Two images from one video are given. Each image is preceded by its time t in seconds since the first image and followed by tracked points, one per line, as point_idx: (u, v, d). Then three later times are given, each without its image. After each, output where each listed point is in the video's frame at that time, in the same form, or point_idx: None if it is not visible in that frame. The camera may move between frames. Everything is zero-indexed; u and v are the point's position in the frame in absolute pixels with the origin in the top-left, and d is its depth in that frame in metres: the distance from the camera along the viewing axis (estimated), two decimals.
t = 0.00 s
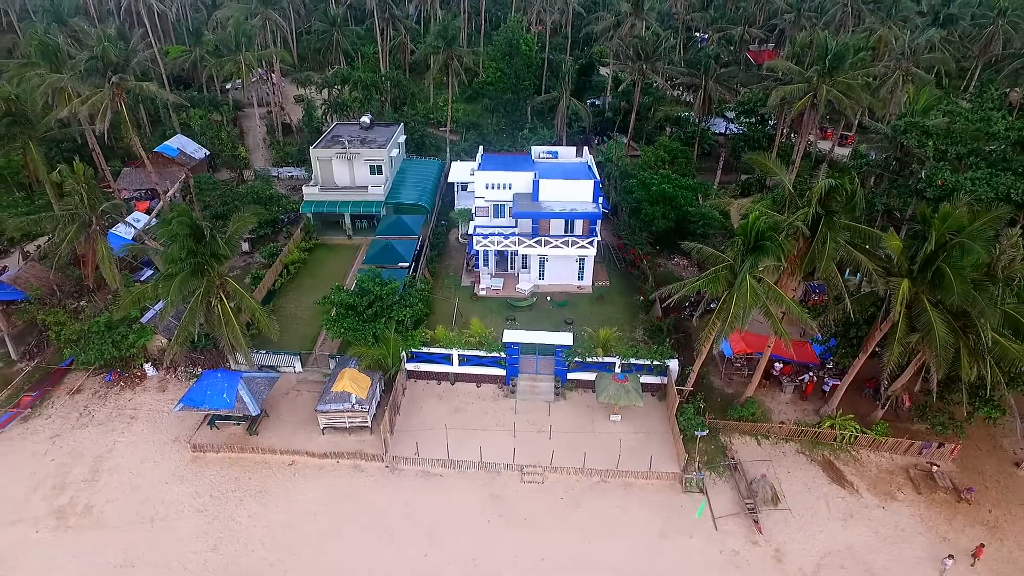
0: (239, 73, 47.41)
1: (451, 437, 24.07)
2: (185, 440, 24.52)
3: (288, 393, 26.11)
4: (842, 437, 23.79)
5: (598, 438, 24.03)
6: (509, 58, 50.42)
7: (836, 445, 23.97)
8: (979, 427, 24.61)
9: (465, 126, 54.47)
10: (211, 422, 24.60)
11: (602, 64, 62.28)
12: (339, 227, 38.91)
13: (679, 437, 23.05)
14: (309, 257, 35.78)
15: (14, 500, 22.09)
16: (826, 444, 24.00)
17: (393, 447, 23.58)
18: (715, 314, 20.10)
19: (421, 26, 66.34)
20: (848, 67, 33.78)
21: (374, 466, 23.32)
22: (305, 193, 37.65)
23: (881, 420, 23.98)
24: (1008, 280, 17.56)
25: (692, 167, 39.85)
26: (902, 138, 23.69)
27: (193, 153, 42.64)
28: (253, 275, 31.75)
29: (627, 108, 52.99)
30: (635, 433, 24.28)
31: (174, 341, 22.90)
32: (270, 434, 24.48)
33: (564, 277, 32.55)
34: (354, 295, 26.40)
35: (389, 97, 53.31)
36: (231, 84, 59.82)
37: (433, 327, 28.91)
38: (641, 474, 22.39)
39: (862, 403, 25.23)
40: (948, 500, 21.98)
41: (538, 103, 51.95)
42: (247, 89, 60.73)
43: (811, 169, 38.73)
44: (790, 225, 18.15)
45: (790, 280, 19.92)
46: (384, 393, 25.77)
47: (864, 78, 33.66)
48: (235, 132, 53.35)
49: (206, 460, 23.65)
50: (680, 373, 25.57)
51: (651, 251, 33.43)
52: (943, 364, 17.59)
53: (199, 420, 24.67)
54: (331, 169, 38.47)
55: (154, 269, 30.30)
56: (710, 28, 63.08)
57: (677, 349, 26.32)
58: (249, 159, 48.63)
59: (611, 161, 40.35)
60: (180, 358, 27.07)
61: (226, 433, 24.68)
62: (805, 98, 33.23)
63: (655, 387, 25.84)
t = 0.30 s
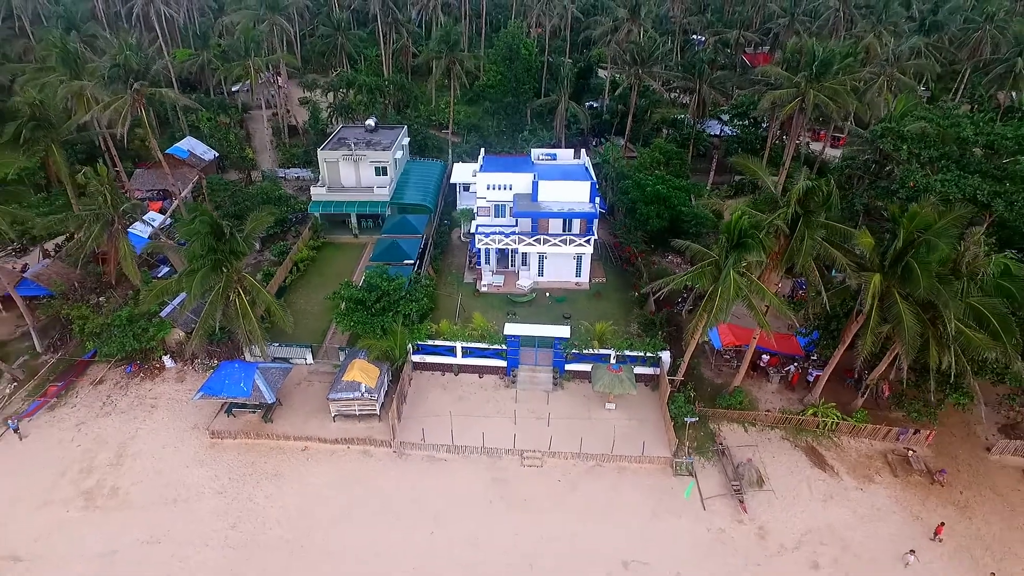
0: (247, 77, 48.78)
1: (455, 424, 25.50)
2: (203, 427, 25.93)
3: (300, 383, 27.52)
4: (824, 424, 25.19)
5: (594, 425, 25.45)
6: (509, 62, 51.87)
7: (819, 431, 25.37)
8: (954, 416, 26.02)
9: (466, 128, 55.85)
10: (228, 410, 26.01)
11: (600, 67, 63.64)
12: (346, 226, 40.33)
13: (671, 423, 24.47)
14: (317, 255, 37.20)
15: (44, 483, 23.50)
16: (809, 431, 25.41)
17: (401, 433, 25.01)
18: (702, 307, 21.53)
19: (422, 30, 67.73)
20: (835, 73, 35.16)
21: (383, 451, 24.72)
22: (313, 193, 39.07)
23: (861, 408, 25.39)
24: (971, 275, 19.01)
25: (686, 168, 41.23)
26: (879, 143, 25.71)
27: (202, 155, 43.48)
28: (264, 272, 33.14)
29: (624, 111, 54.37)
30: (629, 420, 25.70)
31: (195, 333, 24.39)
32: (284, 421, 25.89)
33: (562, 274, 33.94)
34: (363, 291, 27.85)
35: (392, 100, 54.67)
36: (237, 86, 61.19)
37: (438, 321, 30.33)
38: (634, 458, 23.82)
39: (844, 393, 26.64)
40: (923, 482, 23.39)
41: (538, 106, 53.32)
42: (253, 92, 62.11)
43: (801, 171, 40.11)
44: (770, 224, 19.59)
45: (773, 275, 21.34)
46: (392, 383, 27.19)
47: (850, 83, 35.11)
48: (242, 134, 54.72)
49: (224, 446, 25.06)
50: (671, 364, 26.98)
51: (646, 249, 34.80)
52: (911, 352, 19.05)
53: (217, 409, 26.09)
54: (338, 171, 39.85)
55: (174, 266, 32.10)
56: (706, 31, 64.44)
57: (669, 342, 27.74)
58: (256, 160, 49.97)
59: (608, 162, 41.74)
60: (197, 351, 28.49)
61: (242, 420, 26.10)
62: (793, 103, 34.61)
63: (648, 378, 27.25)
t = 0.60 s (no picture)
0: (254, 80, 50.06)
1: (459, 412, 26.87)
2: (219, 415, 27.27)
3: (311, 373, 28.86)
4: (810, 412, 26.47)
5: (591, 413, 26.78)
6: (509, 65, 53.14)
7: (805, 419, 26.65)
8: (934, 404, 27.31)
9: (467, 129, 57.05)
10: (242, 399, 27.34)
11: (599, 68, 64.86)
12: (352, 225, 41.66)
13: (663, 411, 25.80)
14: (325, 252, 38.55)
15: (70, 467, 24.87)
16: (795, 418, 26.70)
17: (407, 421, 26.35)
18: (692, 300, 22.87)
19: (424, 33, 68.95)
20: (824, 77, 36.40)
21: (390, 437, 26.06)
22: (320, 193, 40.39)
23: (844, 397, 26.70)
24: (943, 269, 20.27)
25: (682, 169, 42.49)
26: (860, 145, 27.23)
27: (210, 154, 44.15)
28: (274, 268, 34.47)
29: (622, 113, 55.64)
30: (623, 408, 27.03)
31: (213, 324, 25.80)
32: (295, 409, 27.20)
33: (561, 270, 35.26)
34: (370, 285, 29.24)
35: (395, 102, 55.91)
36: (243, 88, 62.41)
37: (441, 315, 31.66)
38: (628, 444, 25.17)
39: (829, 383, 27.92)
40: (902, 466, 24.72)
41: (538, 107, 54.58)
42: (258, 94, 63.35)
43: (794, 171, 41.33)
44: (753, 221, 20.96)
45: (758, 269, 22.68)
46: (398, 374, 28.51)
47: (839, 86, 36.37)
48: (249, 135, 55.97)
49: (238, 433, 26.39)
50: (665, 356, 28.31)
51: (642, 246, 36.08)
52: (885, 340, 20.43)
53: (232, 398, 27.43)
54: (343, 171, 41.13)
55: (189, 264, 33.36)
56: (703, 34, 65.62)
57: (662, 334, 29.15)
58: (263, 161, 51.22)
59: (605, 163, 43.00)
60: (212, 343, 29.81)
61: (256, 409, 27.42)
62: (783, 105, 35.81)
63: (642, 368, 28.58)
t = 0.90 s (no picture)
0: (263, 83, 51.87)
1: (462, 397, 28.68)
2: (236, 400, 29.05)
3: (322, 361, 30.64)
4: (791, 396, 28.25)
5: (586, 398, 28.59)
6: (510, 69, 54.93)
7: (786, 403, 28.45)
8: (908, 389, 29.09)
9: (469, 130, 58.81)
10: (259, 384, 29.13)
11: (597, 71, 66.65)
12: (358, 223, 43.45)
13: (653, 395, 27.59)
14: (333, 248, 40.36)
15: (99, 447, 26.66)
16: (777, 402, 28.49)
17: (414, 405, 28.15)
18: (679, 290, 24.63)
19: (426, 37, 70.73)
20: (809, 82, 38.19)
21: (398, 420, 27.86)
22: (328, 192, 42.15)
23: (823, 382, 28.52)
24: (909, 261, 22.04)
25: (675, 169, 44.24)
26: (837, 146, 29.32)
27: (222, 156, 45.30)
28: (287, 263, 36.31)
29: (618, 115, 57.49)
30: (616, 393, 28.85)
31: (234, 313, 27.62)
32: (308, 394, 28.99)
33: (558, 266, 37.05)
34: (379, 278, 31.08)
35: (399, 104, 57.69)
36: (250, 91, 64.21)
37: (445, 307, 33.46)
38: (620, 425, 27.00)
39: (810, 370, 29.72)
40: (875, 446, 26.54)
41: (537, 109, 56.40)
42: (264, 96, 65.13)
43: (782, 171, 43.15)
44: (734, 217, 22.76)
45: (740, 262, 24.45)
46: (405, 362, 30.32)
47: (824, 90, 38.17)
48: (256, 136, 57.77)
49: (256, 416, 28.18)
50: (655, 344, 30.12)
51: (636, 243, 37.88)
52: (855, 326, 22.30)
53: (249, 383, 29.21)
54: (350, 171, 42.88)
55: (205, 259, 35.03)
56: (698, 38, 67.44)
57: (653, 324, 30.96)
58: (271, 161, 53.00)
59: (601, 163, 44.79)
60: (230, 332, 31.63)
61: (271, 394, 29.21)
62: (771, 108, 37.48)
63: (635, 357, 30.39)
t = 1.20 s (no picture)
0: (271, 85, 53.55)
1: (466, 382, 30.42)
2: (252, 385, 30.76)
3: (333, 349, 32.35)
4: (775, 381, 29.95)
5: (582, 383, 30.31)
6: (510, 71, 56.61)
7: (771, 388, 30.14)
8: (887, 374, 30.82)
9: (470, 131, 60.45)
10: (273, 370, 30.84)
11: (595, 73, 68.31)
12: (364, 219, 45.14)
13: (646, 380, 29.32)
14: (341, 244, 42.04)
15: (125, 429, 28.41)
16: (763, 387, 30.20)
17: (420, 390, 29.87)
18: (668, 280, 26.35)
19: (428, 39, 72.38)
20: (797, 84, 39.88)
21: (404, 404, 29.56)
22: (336, 190, 43.84)
23: (805, 368, 30.26)
24: (880, 253, 23.85)
25: (669, 168, 45.85)
26: (818, 146, 31.45)
27: (231, 155, 46.82)
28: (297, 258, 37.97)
29: (615, 115, 59.21)
30: (611, 379, 30.58)
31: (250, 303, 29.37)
32: (320, 379, 30.69)
33: (557, 260, 38.71)
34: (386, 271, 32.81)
35: (402, 105, 59.34)
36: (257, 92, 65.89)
37: (449, 299, 35.15)
38: (614, 408, 28.75)
39: (794, 358, 31.43)
40: (854, 427, 28.27)
41: (537, 110, 58.10)
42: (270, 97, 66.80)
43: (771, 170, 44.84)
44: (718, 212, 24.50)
45: (725, 254, 26.17)
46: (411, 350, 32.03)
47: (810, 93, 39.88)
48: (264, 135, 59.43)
49: (271, 400, 29.88)
50: (648, 333, 31.83)
51: (630, 239, 39.58)
52: (831, 313, 24.07)
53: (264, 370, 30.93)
54: (357, 169, 44.56)
55: (219, 253, 36.59)
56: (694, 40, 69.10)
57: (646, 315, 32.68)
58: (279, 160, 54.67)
59: (598, 162, 46.50)
60: (245, 322, 33.34)
61: (285, 379, 30.91)
62: (759, 110, 39.02)
63: (629, 345, 32.10)
